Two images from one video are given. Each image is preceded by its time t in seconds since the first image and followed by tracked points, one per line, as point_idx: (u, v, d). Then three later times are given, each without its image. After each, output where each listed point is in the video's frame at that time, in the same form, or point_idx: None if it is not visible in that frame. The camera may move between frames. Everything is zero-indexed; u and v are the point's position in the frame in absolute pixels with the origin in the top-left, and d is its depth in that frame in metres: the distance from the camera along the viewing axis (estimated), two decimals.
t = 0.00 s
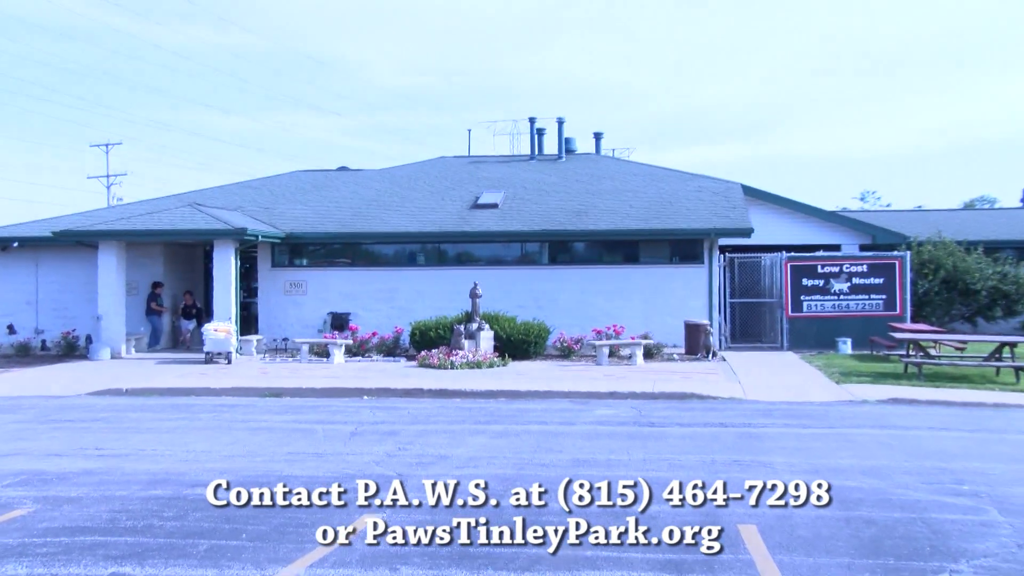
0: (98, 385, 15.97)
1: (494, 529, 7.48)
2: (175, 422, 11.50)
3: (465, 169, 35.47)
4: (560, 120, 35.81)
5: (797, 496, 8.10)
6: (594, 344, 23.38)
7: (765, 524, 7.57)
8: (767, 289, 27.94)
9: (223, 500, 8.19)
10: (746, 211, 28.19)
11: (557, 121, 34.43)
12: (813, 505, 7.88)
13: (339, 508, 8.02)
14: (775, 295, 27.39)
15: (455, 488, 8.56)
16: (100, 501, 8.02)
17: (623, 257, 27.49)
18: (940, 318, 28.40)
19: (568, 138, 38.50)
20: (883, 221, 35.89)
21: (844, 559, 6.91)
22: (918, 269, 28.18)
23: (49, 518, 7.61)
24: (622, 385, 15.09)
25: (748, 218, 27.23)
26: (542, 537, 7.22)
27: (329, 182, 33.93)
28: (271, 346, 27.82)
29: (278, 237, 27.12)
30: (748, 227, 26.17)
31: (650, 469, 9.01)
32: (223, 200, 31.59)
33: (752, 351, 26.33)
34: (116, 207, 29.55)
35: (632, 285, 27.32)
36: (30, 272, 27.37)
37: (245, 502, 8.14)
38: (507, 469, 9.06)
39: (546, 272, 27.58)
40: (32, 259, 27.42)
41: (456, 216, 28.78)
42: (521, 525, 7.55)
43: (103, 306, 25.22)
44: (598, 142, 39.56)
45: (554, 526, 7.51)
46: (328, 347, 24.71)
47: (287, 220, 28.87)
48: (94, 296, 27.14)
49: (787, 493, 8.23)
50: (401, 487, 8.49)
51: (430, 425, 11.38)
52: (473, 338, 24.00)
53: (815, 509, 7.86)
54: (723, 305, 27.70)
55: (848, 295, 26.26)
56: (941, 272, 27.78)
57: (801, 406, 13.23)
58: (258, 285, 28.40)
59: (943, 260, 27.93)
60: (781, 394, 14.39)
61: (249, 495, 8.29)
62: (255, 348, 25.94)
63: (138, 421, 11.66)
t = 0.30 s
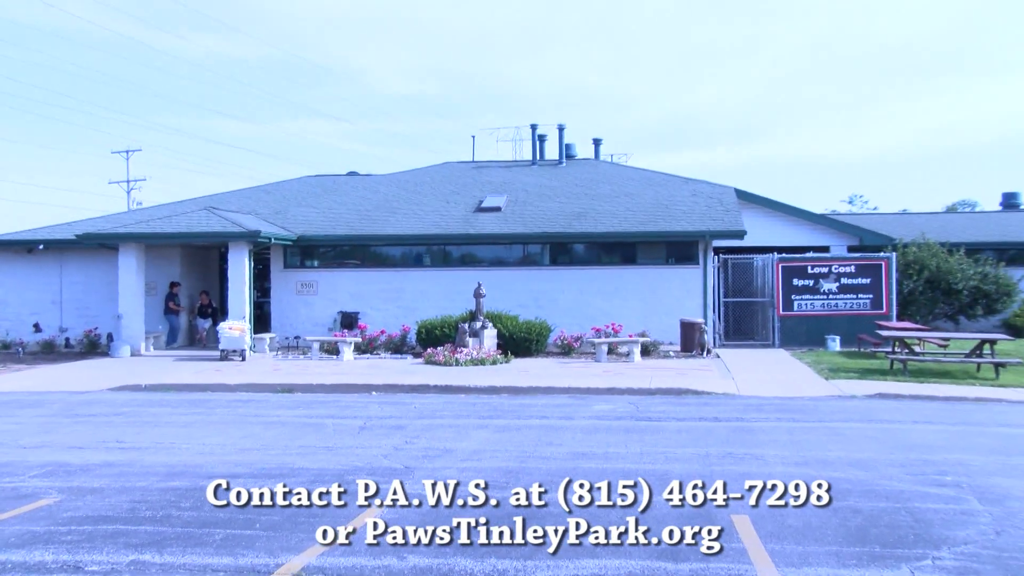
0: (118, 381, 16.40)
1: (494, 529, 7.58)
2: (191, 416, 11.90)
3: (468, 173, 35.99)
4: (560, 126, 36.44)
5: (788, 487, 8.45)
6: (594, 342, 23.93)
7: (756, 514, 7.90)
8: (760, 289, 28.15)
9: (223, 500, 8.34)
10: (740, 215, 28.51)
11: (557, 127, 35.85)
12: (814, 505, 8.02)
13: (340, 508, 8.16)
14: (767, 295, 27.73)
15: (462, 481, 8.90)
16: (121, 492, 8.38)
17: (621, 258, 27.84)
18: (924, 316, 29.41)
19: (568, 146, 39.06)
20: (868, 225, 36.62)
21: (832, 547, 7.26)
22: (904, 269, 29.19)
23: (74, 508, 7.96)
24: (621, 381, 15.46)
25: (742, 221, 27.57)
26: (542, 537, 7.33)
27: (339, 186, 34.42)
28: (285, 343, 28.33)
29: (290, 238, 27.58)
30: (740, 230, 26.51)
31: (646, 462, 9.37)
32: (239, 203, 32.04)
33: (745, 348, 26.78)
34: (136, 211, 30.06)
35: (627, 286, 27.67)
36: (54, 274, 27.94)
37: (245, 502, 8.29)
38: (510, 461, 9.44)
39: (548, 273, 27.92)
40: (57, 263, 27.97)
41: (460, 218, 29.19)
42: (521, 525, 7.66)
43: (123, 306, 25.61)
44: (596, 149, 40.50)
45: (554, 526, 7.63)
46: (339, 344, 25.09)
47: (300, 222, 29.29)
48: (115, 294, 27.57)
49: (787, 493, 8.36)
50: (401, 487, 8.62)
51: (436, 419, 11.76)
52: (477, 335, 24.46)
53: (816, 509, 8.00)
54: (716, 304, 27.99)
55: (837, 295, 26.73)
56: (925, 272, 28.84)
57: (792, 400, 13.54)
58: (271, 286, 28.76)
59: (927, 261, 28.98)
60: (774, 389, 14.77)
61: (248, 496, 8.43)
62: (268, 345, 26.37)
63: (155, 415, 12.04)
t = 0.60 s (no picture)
0: (134, 378, 16.83)
1: (494, 529, 7.71)
2: (204, 411, 12.28)
3: (470, 177, 36.42)
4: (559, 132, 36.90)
5: (777, 479, 8.82)
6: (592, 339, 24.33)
7: (746, 504, 8.27)
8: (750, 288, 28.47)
9: (224, 500, 8.49)
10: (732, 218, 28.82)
11: (556, 135, 36.42)
12: (814, 505, 8.17)
13: (339, 508, 8.31)
14: (757, 295, 28.04)
15: (465, 473, 9.26)
16: (138, 484, 8.74)
17: (617, 259, 28.20)
18: (908, 316, 30.14)
19: (566, 151, 39.50)
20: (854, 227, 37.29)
21: (818, 536, 7.62)
22: (887, 270, 29.86)
23: (94, 498, 8.33)
24: (618, 378, 15.85)
25: (733, 225, 27.94)
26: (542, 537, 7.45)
27: (345, 191, 34.86)
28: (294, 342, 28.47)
29: (300, 241, 27.91)
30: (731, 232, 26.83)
31: (641, 455, 9.73)
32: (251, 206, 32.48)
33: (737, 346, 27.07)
34: (153, 215, 30.59)
35: (623, 286, 28.04)
36: (74, 274, 28.58)
37: (245, 502, 8.44)
38: (510, 455, 9.81)
39: (546, 274, 28.28)
40: (77, 263, 28.61)
41: (462, 221, 29.57)
42: (521, 525, 7.79)
43: (140, 305, 26.10)
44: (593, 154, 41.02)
45: (554, 526, 7.76)
46: (346, 342, 25.47)
47: (309, 225, 29.67)
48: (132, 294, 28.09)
49: (787, 493, 8.51)
50: (400, 487, 8.79)
51: (439, 414, 12.12)
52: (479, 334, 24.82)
53: (816, 509, 8.15)
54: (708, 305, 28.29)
55: (824, 295, 27.10)
56: (908, 273, 29.53)
57: (781, 395, 13.93)
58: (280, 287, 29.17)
59: (910, 262, 29.70)
60: (764, 384, 15.15)
61: (248, 496, 8.59)
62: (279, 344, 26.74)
63: (170, 410, 12.43)
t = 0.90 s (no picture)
0: (148, 374, 17.23)
1: (494, 529, 7.83)
2: (215, 406, 12.68)
3: (470, 181, 36.82)
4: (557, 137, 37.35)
5: (765, 471, 9.20)
6: (587, 336, 24.73)
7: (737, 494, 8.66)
8: (739, 288, 29.00)
9: (224, 500, 8.65)
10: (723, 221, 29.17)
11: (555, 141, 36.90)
12: (813, 504, 8.33)
13: (339, 509, 8.45)
14: (745, 295, 28.50)
15: (466, 466, 9.64)
16: (153, 475, 9.12)
17: (612, 261, 28.56)
18: (890, 315, 30.66)
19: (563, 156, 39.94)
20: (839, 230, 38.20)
21: (805, 525, 7.98)
22: (870, 271, 30.31)
23: (112, 489, 8.71)
24: (614, 374, 16.23)
25: (724, 226, 28.26)
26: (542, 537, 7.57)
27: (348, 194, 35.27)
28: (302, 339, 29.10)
29: (307, 242, 28.28)
30: (721, 233, 27.19)
31: (635, 448, 10.11)
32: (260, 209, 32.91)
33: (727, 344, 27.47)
34: (166, 217, 31.10)
35: (619, 286, 28.41)
36: (91, 275, 29.23)
37: (245, 502, 8.60)
38: (509, 448, 10.18)
39: (543, 275, 28.65)
40: (95, 264, 29.27)
41: (463, 223, 29.94)
42: (521, 525, 7.90)
43: (154, 305, 26.50)
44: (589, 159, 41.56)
45: (554, 526, 7.88)
46: (351, 340, 25.89)
47: (314, 227, 30.06)
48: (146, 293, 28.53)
49: (787, 493, 8.68)
50: (400, 487, 8.94)
51: (441, 409, 12.50)
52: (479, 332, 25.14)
53: (815, 509, 8.30)
54: (699, 304, 28.69)
55: (810, 294, 27.47)
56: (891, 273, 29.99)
57: (769, 391, 14.34)
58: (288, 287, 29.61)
59: (891, 263, 30.19)
60: (754, 381, 15.55)
61: (248, 496, 8.74)
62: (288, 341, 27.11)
63: (182, 405, 12.82)
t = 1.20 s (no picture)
0: (161, 370, 17.67)
1: (494, 529, 7.94)
2: (226, 401, 13.08)
3: (471, 184, 37.22)
4: (553, 143, 37.81)
5: (755, 463, 9.60)
6: (584, 334, 25.17)
7: (728, 486, 9.05)
8: (730, 288, 29.43)
9: (224, 500, 8.79)
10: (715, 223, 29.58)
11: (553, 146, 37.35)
12: (813, 505, 8.48)
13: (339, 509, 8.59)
14: (735, 294, 29.03)
15: (466, 459, 10.02)
16: (166, 467, 9.51)
17: (607, 261, 28.93)
18: (874, 313, 31.47)
19: (560, 161, 40.36)
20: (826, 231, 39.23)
21: (793, 515, 8.35)
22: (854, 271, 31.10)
23: (128, 480, 9.10)
24: (610, 370, 16.63)
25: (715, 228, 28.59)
26: (542, 537, 7.67)
27: (351, 197, 35.67)
28: (308, 337, 29.44)
29: (312, 244, 28.65)
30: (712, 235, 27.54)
31: (629, 442, 10.50)
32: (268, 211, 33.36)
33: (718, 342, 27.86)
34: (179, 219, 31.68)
35: (614, 286, 28.78)
36: (108, 276, 30.12)
37: (245, 502, 8.74)
38: (508, 441, 10.57)
39: (541, 275, 29.04)
40: (111, 265, 30.15)
41: (464, 225, 30.32)
42: (521, 526, 8.01)
43: (167, 303, 26.97)
44: (585, 163, 42.12)
45: (554, 526, 7.99)
46: (356, 338, 26.31)
47: (321, 229, 30.49)
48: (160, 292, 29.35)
49: (787, 493, 8.82)
50: (400, 488, 9.06)
51: (443, 404, 12.89)
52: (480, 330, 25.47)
53: (815, 509, 8.45)
54: (692, 303, 29.10)
55: (797, 294, 28.08)
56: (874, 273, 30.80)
57: (758, 386, 14.77)
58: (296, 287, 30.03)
59: (875, 263, 31.02)
60: (745, 377, 15.95)
61: (248, 496, 8.88)
62: (295, 339, 27.52)
63: (195, 400, 13.22)
